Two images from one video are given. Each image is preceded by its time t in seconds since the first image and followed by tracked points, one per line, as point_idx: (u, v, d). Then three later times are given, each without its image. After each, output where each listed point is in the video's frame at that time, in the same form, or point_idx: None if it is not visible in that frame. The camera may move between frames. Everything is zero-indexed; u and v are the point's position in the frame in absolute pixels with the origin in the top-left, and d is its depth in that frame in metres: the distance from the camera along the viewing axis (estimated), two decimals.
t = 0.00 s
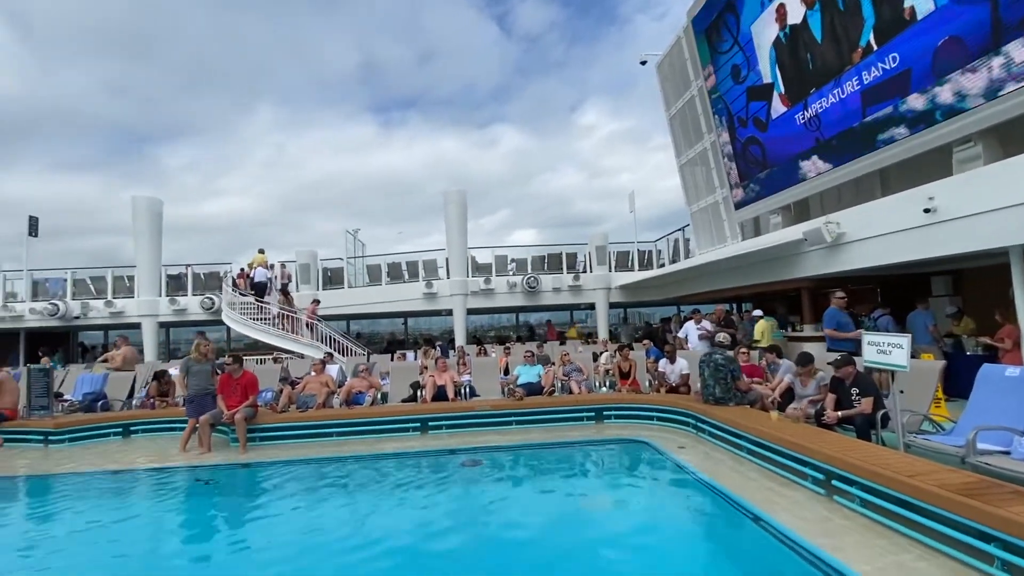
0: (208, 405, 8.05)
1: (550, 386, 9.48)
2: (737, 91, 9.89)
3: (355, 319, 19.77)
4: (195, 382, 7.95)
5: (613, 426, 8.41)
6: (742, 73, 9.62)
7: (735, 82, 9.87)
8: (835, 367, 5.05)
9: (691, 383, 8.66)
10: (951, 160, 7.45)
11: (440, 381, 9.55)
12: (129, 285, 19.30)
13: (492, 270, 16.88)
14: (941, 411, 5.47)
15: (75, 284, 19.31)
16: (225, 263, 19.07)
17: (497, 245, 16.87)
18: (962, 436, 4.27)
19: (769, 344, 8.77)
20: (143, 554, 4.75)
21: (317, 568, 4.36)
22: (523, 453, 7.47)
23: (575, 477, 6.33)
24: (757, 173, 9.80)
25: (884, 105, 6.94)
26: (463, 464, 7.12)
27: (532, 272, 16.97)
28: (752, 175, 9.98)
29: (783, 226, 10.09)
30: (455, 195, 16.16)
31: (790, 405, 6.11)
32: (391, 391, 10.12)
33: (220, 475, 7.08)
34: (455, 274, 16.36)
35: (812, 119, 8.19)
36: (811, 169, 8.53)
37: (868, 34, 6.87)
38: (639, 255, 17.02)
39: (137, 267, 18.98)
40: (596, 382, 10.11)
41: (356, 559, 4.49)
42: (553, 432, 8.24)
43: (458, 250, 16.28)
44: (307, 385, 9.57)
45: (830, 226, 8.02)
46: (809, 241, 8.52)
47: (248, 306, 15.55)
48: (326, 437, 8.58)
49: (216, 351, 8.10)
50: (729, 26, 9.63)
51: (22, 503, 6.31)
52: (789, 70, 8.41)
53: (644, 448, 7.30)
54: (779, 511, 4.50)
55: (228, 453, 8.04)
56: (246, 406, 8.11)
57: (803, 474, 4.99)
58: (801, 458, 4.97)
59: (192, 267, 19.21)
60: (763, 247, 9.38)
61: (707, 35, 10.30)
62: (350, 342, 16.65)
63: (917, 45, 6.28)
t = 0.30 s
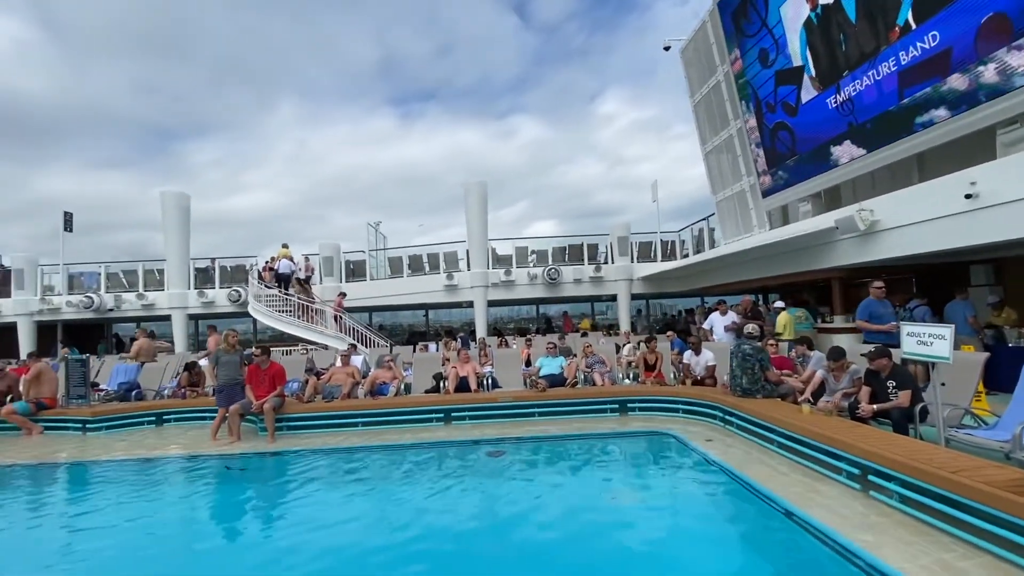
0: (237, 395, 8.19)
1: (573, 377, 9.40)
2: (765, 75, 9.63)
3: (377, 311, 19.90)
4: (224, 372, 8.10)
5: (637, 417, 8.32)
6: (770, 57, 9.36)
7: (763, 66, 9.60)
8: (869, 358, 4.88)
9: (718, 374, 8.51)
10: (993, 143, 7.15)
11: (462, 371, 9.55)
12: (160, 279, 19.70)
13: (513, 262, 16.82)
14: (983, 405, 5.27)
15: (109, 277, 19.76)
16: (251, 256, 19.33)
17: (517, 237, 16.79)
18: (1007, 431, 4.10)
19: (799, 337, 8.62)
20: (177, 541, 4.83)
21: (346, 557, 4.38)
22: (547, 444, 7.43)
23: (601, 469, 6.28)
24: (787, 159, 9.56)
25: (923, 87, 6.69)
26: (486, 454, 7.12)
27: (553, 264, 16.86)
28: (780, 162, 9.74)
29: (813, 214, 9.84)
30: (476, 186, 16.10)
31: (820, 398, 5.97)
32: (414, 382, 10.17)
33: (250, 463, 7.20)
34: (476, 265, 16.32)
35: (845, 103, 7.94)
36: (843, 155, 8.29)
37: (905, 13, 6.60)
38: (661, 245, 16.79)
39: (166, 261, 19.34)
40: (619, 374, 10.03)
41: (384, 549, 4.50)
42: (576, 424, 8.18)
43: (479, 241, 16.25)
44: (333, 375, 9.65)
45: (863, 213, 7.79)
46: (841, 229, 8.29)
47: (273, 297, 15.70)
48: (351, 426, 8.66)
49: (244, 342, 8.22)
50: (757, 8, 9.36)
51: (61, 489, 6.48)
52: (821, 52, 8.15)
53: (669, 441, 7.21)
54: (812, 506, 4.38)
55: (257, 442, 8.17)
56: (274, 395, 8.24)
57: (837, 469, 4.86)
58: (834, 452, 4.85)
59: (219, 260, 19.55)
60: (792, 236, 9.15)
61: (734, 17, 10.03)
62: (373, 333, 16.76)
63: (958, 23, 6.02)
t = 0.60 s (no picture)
0: (268, 386, 8.31)
1: (598, 371, 9.32)
2: (797, 60, 9.36)
3: (400, 304, 20.02)
4: (256, 364, 8.24)
5: (664, 411, 8.21)
6: (802, 40, 9.09)
7: (795, 50, 9.33)
8: (908, 351, 4.72)
9: (746, 367, 8.35)
10: None
11: (486, 364, 9.53)
12: (192, 273, 20.12)
13: (535, 254, 16.74)
14: None
15: (143, 272, 20.24)
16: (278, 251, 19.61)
17: (540, 229, 16.69)
18: None
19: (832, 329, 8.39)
20: (213, 528, 4.91)
21: (376, 546, 4.40)
22: (572, 437, 7.38)
23: (628, 462, 6.21)
24: (819, 147, 9.30)
25: (966, 68, 6.41)
26: (511, 447, 7.10)
27: (576, 256, 16.73)
28: (813, 149, 9.49)
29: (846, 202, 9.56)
30: (497, 178, 16.02)
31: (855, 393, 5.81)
32: (438, 373, 10.21)
33: (281, 453, 7.31)
34: (498, 258, 16.28)
35: (882, 87, 7.67)
36: (879, 141, 8.03)
37: None
38: (686, 237, 16.52)
39: (198, 256, 19.70)
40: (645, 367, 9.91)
41: (413, 538, 4.51)
42: (601, 417, 8.11)
43: (501, 234, 16.18)
44: (360, 367, 9.75)
45: (900, 201, 7.53)
46: (877, 218, 8.03)
47: (300, 291, 15.91)
48: (378, 418, 8.74)
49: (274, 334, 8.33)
50: None
51: (102, 477, 6.66)
52: (856, 34, 7.88)
53: (698, 435, 7.10)
54: (849, 503, 4.26)
55: (287, 432, 8.29)
56: (303, 386, 8.36)
57: (875, 465, 4.72)
58: (872, 447, 4.70)
59: (247, 255, 19.87)
60: (825, 226, 8.91)
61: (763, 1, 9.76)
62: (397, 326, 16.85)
63: None
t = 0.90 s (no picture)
0: (298, 378, 8.45)
1: (624, 365, 9.20)
2: (832, 44, 9.05)
3: (425, 298, 20.10)
4: (287, 356, 8.38)
5: (692, 406, 8.06)
6: (838, 23, 8.78)
7: (830, 34, 9.02)
8: (952, 346, 4.55)
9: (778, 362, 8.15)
10: None
11: (511, 358, 9.50)
12: (224, 269, 20.52)
13: (560, 248, 16.60)
14: None
15: (178, 268, 20.71)
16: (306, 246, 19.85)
17: (564, 222, 16.55)
18: None
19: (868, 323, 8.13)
20: (246, 519, 4.97)
21: (406, 539, 4.39)
22: (599, 432, 7.30)
23: (656, 457, 6.11)
24: (856, 134, 9.01)
25: (1017, 47, 6.10)
26: (536, 440, 7.05)
27: (600, 250, 16.54)
28: (849, 137, 9.19)
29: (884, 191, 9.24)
30: (521, 171, 15.90)
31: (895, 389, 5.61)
32: (464, 367, 10.22)
33: (312, 444, 7.40)
34: (522, 252, 16.20)
35: (924, 69, 7.36)
36: (920, 127, 7.73)
37: None
38: (714, 229, 16.20)
39: (229, 251, 20.04)
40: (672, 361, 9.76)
41: (446, 534, 4.43)
42: (628, 411, 8.01)
43: (526, 228, 16.10)
44: (386, 360, 9.81)
45: (943, 189, 7.23)
46: (918, 207, 7.73)
47: (328, 286, 16.11)
48: (404, 410, 8.78)
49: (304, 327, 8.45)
50: None
51: (142, 466, 6.83)
52: (896, 15, 7.56)
53: (728, 431, 6.95)
54: (888, 502, 4.12)
55: (316, 423, 8.40)
56: (331, 379, 8.45)
57: (917, 464, 4.53)
58: (913, 445, 4.52)
59: (276, 250, 20.16)
60: (861, 216, 8.63)
61: None
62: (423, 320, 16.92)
63: None
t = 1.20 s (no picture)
0: (329, 371, 8.61)
1: (652, 361, 9.03)
2: (872, 27, 8.72)
3: (451, 294, 20.12)
4: (317, 350, 8.51)
5: (722, 403, 7.86)
6: (878, 6, 8.45)
7: (870, 17, 8.68)
8: (1003, 342, 4.33)
9: (814, 358, 7.90)
10: None
11: (537, 353, 9.42)
12: (257, 265, 20.90)
13: (586, 243, 16.42)
14: None
15: (214, 265, 21.18)
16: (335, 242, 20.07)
17: (590, 217, 16.36)
18: None
19: (908, 318, 7.84)
20: (278, 510, 5.02)
21: (435, 533, 4.37)
22: (627, 428, 7.18)
23: (685, 453, 5.98)
24: (898, 120, 8.67)
25: None
26: (562, 436, 6.97)
27: (627, 244, 16.32)
28: (890, 124, 8.86)
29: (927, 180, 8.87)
30: (547, 165, 15.78)
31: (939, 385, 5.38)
32: (490, 361, 10.17)
33: (341, 437, 7.47)
34: (548, 247, 16.10)
35: (971, 52, 7.02)
36: (967, 112, 7.38)
37: None
38: (745, 222, 15.81)
39: (263, 249, 20.49)
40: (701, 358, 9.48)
41: (475, 525, 4.44)
42: (656, 408, 7.87)
43: (552, 223, 15.99)
44: (413, 355, 9.85)
45: (992, 177, 6.88)
46: (964, 197, 7.39)
47: (357, 282, 16.29)
48: (431, 404, 8.81)
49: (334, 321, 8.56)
50: None
51: (179, 455, 6.99)
52: None
53: (760, 428, 6.76)
54: (931, 504, 3.93)
55: (346, 416, 8.49)
56: (361, 372, 8.58)
57: (962, 465, 4.31)
58: (958, 446, 4.29)
59: (306, 247, 20.44)
60: (902, 206, 8.30)
61: None
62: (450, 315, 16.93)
63: None
